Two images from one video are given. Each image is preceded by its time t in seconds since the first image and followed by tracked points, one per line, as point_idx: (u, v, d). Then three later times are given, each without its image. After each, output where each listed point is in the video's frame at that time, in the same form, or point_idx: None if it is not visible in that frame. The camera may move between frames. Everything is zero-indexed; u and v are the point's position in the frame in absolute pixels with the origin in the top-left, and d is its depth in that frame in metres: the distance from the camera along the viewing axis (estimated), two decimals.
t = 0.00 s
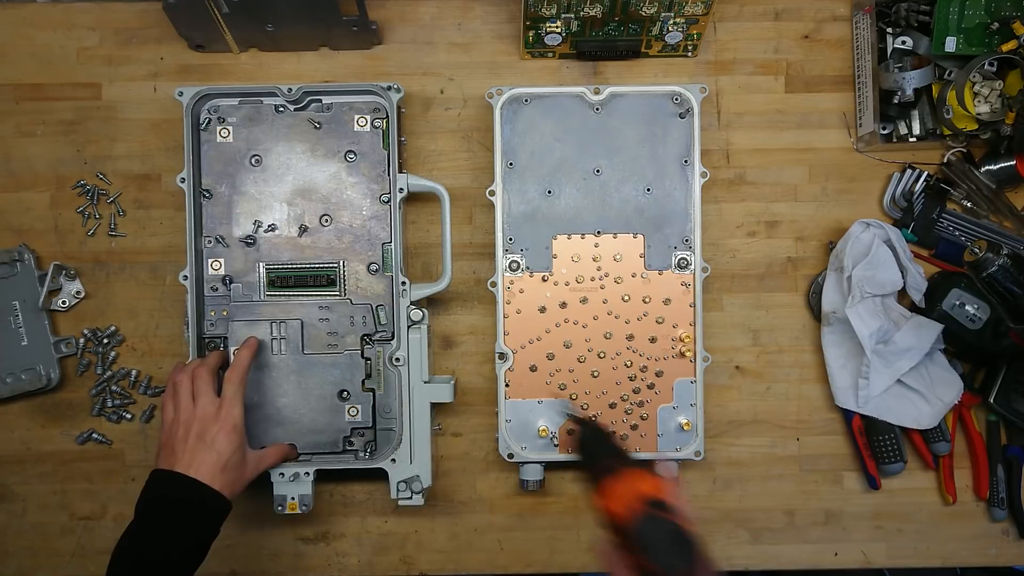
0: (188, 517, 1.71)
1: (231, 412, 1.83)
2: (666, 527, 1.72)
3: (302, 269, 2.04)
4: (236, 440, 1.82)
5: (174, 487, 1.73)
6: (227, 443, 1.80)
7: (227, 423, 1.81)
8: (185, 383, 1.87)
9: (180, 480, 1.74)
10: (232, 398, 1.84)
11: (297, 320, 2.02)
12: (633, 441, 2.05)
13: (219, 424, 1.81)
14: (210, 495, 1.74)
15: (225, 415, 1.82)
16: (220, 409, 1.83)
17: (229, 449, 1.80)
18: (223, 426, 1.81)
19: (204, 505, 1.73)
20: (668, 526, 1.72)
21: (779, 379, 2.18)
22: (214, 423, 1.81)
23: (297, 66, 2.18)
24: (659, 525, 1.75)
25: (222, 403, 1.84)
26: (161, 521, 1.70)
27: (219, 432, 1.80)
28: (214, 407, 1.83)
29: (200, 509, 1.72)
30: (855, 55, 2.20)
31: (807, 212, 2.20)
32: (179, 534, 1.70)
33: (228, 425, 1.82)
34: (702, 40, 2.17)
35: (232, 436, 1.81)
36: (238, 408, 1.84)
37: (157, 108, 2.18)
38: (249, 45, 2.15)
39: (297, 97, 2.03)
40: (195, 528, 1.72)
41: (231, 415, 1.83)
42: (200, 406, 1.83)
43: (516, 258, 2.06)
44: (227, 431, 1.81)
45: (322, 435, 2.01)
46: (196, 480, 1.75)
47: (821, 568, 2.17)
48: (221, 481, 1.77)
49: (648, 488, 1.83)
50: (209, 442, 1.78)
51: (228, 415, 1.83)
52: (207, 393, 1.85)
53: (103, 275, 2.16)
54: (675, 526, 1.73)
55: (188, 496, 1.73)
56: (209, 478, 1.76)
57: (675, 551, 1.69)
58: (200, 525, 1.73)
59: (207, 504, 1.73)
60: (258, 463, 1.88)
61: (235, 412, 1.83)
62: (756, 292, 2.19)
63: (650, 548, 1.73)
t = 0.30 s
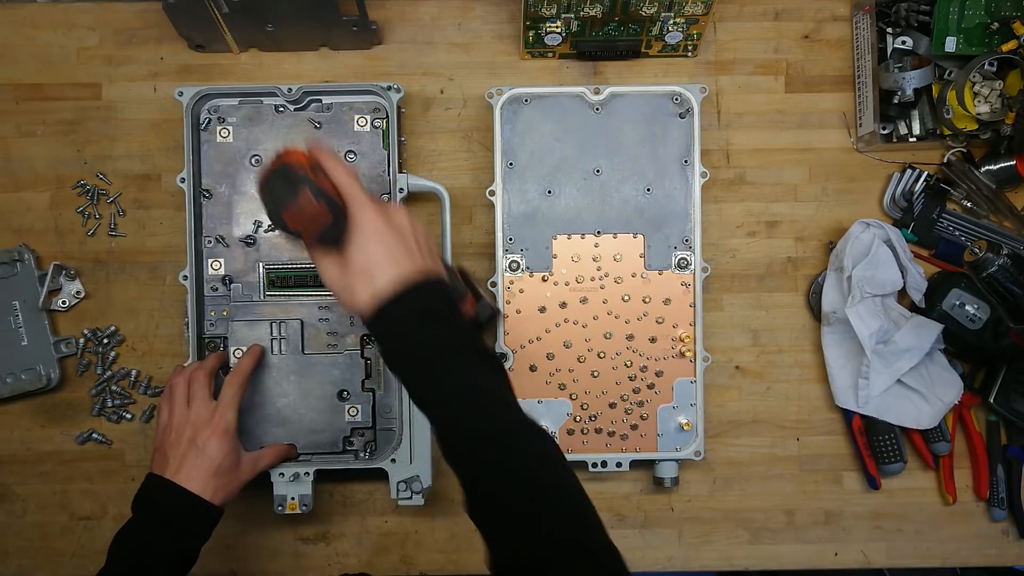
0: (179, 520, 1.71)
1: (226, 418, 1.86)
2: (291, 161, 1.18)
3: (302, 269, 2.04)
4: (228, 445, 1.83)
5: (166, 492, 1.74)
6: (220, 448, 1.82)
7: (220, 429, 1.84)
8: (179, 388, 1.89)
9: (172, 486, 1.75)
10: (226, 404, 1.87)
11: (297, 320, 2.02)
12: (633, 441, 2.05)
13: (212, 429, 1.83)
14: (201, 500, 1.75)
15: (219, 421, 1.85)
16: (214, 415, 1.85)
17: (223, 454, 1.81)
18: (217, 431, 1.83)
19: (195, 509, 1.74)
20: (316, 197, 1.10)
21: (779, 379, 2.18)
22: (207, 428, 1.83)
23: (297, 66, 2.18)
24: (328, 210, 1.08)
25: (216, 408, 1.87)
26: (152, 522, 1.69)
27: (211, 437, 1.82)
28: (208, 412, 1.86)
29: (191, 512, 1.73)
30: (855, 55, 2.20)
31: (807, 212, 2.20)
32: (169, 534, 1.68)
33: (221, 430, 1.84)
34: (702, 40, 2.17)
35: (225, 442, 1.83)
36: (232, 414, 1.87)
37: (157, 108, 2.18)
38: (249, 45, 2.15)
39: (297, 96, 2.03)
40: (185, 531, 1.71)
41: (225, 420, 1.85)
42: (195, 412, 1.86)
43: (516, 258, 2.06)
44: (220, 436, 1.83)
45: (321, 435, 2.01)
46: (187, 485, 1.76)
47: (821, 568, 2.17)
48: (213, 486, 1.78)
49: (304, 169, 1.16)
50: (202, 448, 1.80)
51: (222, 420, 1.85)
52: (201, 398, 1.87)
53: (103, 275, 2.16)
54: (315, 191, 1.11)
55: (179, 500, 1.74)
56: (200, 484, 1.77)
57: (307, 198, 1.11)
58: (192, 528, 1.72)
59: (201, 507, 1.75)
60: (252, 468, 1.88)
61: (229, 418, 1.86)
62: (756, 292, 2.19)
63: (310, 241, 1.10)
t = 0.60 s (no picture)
0: (176, 521, 1.68)
1: (227, 417, 1.87)
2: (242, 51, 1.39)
3: (302, 269, 2.04)
4: (227, 443, 1.84)
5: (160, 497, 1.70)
6: (219, 447, 1.82)
7: (221, 428, 1.84)
8: (179, 387, 1.89)
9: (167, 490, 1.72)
10: (226, 403, 1.87)
11: (297, 320, 2.02)
12: (633, 441, 2.05)
13: (212, 428, 1.83)
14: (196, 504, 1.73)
15: (217, 419, 1.85)
16: (213, 414, 1.86)
17: (222, 453, 1.81)
18: (216, 429, 1.83)
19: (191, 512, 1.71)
20: (261, 93, 1.35)
21: (778, 379, 2.18)
22: (207, 427, 1.84)
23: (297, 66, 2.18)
24: (263, 95, 1.35)
25: (216, 408, 1.87)
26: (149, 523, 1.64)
27: (211, 435, 1.82)
28: (209, 411, 1.87)
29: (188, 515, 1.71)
30: (855, 55, 2.20)
31: (807, 212, 2.20)
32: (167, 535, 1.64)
33: (221, 429, 1.84)
34: (702, 40, 2.17)
35: (224, 441, 1.83)
36: (233, 414, 1.87)
37: (157, 108, 2.18)
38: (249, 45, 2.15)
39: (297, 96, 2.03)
40: (182, 533, 1.68)
41: (224, 419, 1.86)
42: (195, 411, 1.86)
43: (516, 258, 2.06)
44: (219, 435, 1.83)
45: (321, 435, 2.01)
46: (185, 484, 1.76)
47: (820, 568, 2.18)
48: (210, 485, 1.78)
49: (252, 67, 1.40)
50: (201, 447, 1.80)
51: (221, 419, 1.85)
52: (201, 397, 1.89)
53: (103, 275, 2.16)
54: (260, 85, 1.35)
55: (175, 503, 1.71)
56: (199, 483, 1.76)
57: (253, 97, 1.35)
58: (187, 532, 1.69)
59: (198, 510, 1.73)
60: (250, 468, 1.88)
61: (229, 417, 1.87)
62: (756, 292, 2.19)
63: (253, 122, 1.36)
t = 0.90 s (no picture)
0: (172, 522, 1.66)
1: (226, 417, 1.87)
2: (228, 40, 1.43)
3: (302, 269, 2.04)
4: (225, 443, 1.83)
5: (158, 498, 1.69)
6: (218, 447, 1.82)
7: (220, 428, 1.84)
8: (179, 388, 1.89)
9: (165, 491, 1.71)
10: (225, 404, 1.87)
11: (297, 320, 2.02)
12: (633, 441, 2.05)
13: (211, 429, 1.83)
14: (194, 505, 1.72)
15: (216, 419, 1.85)
16: (213, 414, 1.86)
17: (221, 453, 1.81)
18: (214, 429, 1.83)
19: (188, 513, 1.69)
20: (244, 81, 1.38)
21: (778, 379, 2.18)
22: (206, 428, 1.83)
23: (297, 66, 2.18)
24: (245, 81, 1.38)
25: (215, 408, 1.87)
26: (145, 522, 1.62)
27: (209, 435, 1.82)
28: (208, 412, 1.87)
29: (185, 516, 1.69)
30: (855, 55, 2.20)
31: (807, 212, 2.20)
32: (163, 535, 1.62)
33: (221, 429, 1.84)
34: (702, 40, 2.17)
35: (224, 441, 1.83)
36: (233, 414, 1.87)
37: (157, 108, 2.18)
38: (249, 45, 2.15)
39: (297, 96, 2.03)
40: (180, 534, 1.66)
41: (222, 419, 1.86)
42: (195, 412, 1.86)
43: (516, 258, 2.06)
44: (218, 434, 1.83)
45: (321, 435, 2.01)
46: (185, 484, 1.75)
47: (820, 568, 2.18)
48: (209, 486, 1.77)
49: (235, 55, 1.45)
50: (201, 447, 1.80)
51: (220, 419, 1.85)
52: (201, 398, 1.89)
53: (103, 276, 2.16)
54: (243, 72, 1.39)
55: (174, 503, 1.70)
56: (199, 484, 1.76)
57: (235, 84, 1.38)
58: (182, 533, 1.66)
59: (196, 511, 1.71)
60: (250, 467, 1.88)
61: (227, 416, 1.86)
62: (756, 292, 2.19)
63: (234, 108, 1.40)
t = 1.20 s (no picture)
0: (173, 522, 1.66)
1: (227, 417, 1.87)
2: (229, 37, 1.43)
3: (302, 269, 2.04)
4: (226, 444, 1.83)
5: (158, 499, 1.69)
6: (218, 447, 1.82)
7: (220, 428, 1.84)
8: (180, 389, 1.89)
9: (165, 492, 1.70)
10: (225, 404, 1.87)
11: (297, 320, 2.02)
12: (633, 441, 2.05)
13: (211, 429, 1.83)
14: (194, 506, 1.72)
15: (216, 420, 1.85)
16: (213, 414, 1.86)
17: (221, 454, 1.81)
18: (215, 429, 1.83)
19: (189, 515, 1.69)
20: (247, 81, 1.39)
21: (778, 379, 2.18)
22: (206, 428, 1.83)
23: (297, 66, 2.18)
24: (248, 80, 1.39)
25: (216, 409, 1.87)
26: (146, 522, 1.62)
27: (210, 436, 1.82)
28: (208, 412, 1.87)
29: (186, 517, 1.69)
30: (855, 55, 2.20)
31: (807, 212, 2.20)
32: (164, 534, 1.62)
33: (221, 429, 1.84)
34: (702, 40, 2.17)
35: (224, 442, 1.83)
36: (232, 414, 1.87)
37: (158, 108, 2.18)
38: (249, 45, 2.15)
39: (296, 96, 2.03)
40: (178, 534, 1.65)
41: (223, 419, 1.86)
42: (195, 412, 1.86)
43: (516, 258, 2.06)
44: (219, 435, 1.83)
45: (321, 435, 2.01)
46: (185, 485, 1.75)
47: (820, 568, 2.18)
48: (209, 486, 1.77)
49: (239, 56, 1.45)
50: (201, 448, 1.80)
51: (220, 420, 1.85)
52: (201, 398, 1.89)
53: (103, 276, 2.16)
54: (246, 72, 1.39)
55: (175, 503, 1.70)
56: (199, 484, 1.76)
57: (238, 83, 1.39)
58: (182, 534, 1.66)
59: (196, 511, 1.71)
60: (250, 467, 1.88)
61: (228, 417, 1.86)
62: (756, 292, 2.19)
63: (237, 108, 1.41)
